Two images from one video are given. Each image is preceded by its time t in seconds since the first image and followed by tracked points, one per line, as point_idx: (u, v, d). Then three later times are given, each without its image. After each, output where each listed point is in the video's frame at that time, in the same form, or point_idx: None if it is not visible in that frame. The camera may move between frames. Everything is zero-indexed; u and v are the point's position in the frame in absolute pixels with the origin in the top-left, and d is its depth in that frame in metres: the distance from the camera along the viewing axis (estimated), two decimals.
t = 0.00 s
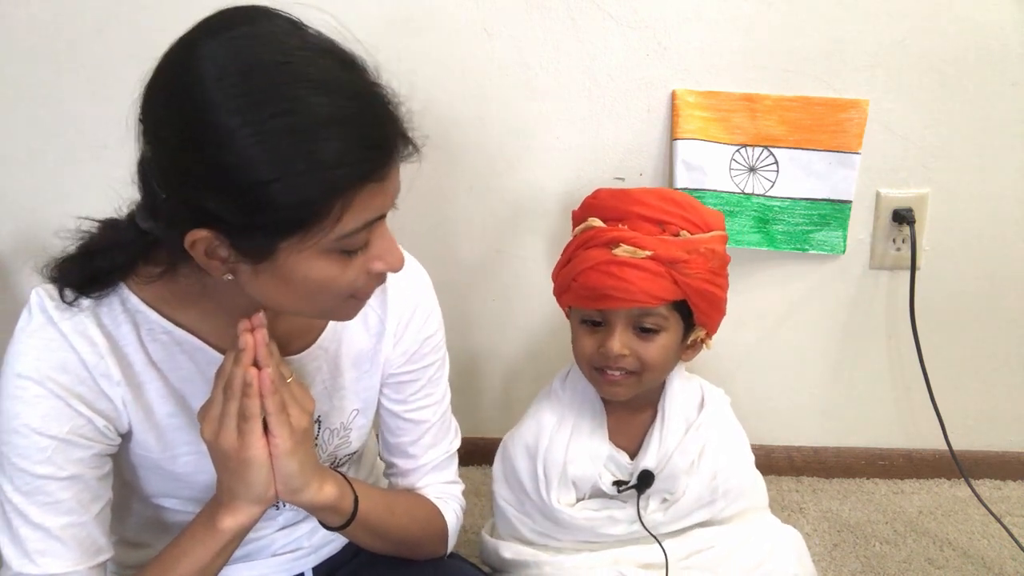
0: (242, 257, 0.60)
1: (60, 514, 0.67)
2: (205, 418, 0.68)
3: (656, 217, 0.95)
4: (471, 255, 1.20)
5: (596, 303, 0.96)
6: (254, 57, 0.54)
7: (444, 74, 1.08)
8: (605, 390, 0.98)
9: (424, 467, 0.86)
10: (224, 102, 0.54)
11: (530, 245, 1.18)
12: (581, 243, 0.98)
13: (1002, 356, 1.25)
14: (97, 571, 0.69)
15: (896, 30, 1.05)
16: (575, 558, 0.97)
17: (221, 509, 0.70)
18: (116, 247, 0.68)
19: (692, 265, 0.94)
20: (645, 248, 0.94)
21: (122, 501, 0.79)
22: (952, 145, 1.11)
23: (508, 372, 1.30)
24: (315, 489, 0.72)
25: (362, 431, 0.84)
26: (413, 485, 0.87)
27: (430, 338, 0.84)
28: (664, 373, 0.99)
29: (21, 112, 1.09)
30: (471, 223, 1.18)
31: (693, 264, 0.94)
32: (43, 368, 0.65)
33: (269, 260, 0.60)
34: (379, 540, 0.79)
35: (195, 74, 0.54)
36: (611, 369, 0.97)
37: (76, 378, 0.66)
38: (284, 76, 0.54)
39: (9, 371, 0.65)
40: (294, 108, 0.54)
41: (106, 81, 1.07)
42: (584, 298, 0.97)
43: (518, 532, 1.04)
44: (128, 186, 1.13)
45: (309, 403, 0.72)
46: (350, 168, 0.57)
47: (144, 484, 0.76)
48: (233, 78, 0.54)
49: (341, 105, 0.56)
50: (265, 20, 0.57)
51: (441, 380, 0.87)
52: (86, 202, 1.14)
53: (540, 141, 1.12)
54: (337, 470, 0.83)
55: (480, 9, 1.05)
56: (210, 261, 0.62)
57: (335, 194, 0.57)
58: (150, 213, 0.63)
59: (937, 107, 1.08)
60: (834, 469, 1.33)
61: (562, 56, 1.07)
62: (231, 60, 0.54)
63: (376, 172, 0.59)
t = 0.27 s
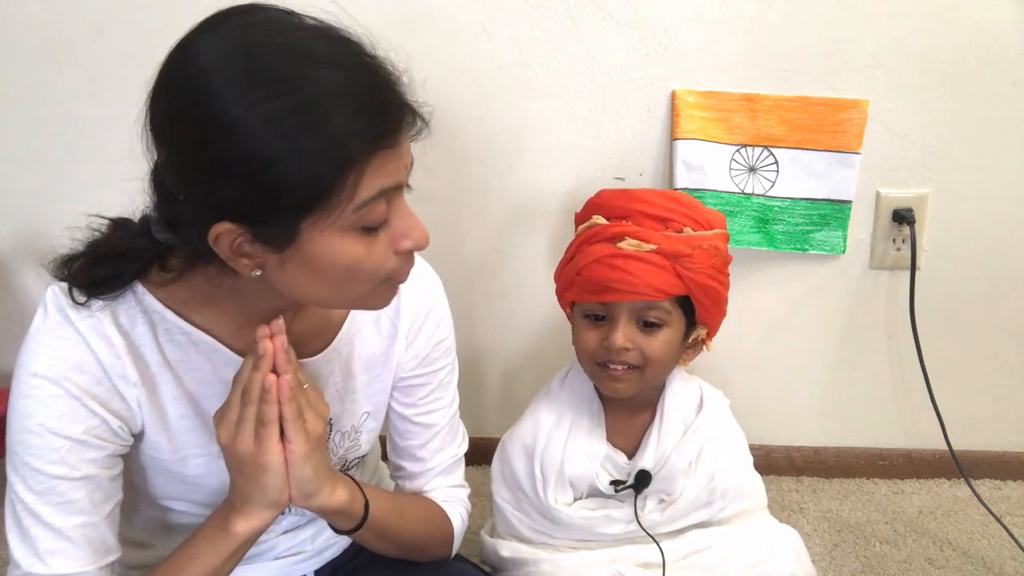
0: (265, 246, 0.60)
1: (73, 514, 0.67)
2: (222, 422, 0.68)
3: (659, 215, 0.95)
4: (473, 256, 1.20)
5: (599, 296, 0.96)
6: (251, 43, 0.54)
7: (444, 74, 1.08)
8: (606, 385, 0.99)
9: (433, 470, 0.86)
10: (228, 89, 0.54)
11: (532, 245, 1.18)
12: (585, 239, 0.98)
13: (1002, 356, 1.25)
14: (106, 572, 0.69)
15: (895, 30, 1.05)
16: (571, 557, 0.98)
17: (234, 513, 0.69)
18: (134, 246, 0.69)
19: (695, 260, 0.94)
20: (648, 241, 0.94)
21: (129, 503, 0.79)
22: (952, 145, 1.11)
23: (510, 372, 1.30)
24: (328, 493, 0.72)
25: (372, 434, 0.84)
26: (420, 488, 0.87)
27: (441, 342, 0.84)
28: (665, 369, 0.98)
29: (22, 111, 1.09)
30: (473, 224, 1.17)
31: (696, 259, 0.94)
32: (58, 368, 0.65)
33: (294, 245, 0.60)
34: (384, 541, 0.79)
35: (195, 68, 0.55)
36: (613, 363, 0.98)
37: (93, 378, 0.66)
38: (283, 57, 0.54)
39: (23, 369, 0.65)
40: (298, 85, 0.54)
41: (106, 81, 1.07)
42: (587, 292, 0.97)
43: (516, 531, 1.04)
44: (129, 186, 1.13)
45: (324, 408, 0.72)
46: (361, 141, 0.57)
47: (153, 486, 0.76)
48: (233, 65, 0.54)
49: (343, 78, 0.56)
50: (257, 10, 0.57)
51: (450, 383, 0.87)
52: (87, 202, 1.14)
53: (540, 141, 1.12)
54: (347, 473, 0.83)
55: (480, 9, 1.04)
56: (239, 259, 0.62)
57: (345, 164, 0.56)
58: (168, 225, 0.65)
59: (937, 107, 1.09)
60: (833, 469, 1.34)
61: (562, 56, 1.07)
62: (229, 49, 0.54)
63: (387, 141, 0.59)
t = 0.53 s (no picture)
0: (273, 249, 0.60)
1: (76, 514, 0.67)
2: (225, 422, 0.68)
3: (656, 215, 0.95)
4: (473, 255, 1.20)
5: (597, 299, 0.96)
6: (269, 48, 0.54)
7: (445, 73, 1.08)
8: (606, 386, 0.99)
9: (435, 471, 0.86)
10: (243, 95, 0.54)
11: (532, 245, 1.18)
12: (583, 241, 0.98)
13: (1001, 356, 1.25)
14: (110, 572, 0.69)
15: (895, 30, 1.05)
16: (571, 558, 0.98)
17: (237, 512, 0.69)
18: (135, 246, 0.68)
19: (694, 261, 0.94)
20: (646, 243, 0.94)
21: (131, 502, 0.79)
22: (952, 145, 1.11)
23: (510, 372, 1.30)
24: (331, 493, 0.72)
25: (374, 434, 0.83)
26: (422, 489, 0.87)
27: (443, 342, 0.84)
28: (665, 369, 0.99)
29: (21, 111, 1.09)
30: (474, 224, 1.18)
31: (695, 259, 0.94)
32: (62, 367, 0.65)
33: (304, 249, 0.60)
34: (386, 541, 0.79)
35: (213, 71, 0.54)
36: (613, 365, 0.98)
37: (96, 378, 0.66)
38: (300, 64, 0.54)
39: (26, 369, 0.65)
40: (313, 94, 0.54)
41: (106, 81, 1.07)
42: (586, 294, 0.97)
43: (517, 533, 1.04)
44: (129, 185, 1.13)
45: (326, 407, 0.72)
46: (372, 151, 0.57)
47: (156, 486, 0.76)
48: (250, 70, 0.54)
49: (359, 88, 0.56)
50: (278, 14, 0.57)
51: (452, 383, 0.87)
52: (87, 202, 1.14)
53: (541, 141, 1.12)
54: (349, 473, 0.83)
55: (481, 9, 1.04)
56: (246, 260, 0.62)
57: (354, 173, 0.56)
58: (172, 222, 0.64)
59: (937, 107, 1.09)
60: (833, 469, 1.34)
61: (562, 56, 1.07)
62: (247, 53, 0.54)
63: (398, 152, 0.59)
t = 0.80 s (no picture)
0: (275, 270, 0.60)
1: (68, 514, 0.67)
2: (216, 420, 0.68)
3: (660, 215, 0.95)
4: (472, 255, 1.20)
5: (602, 301, 0.96)
6: (300, 83, 0.53)
7: (445, 73, 1.08)
8: (610, 388, 0.99)
9: (429, 469, 0.86)
10: (269, 128, 0.53)
11: (531, 245, 1.18)
12: (586, 241, 0.98)
13: (1002, 356, 1.25)
14: (103, 571, 0.69)
15: (895, 30, 1.05)
16: (569, 553, 0.98)
17: (230, 511, 0.69)
18: (124, 249, 0.68)
19: (699, 263, 0.94)
20: (652, 245, 0.94)
21: (126, 501, 0.79)
22: (953, 145, 1.11)
23: (509, 372, 1.30)
24: (323, 491, 0.72)
25: (368, 433, 0.84)
26: (417, 487, 0.87)
27: (436, 341, 0.84)
28: (669, 370, 0.99)
29: (22, 111, 1.09)
30: (473, 224, 1.18)
31: (700, 261, 0.94)
32: (53, 368, 0.65)
33: (303, 275, 0.60)
34: (381, 540, 0.79)
35: (239, 96, 0.54)
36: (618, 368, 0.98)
37: (87, 379, 0.67)
38: (330, 105, 0.54)
39: (18, 370, 0.65)
40: (339, 139, 0.54)
41: (107, 81, 1.07)
42: (590, 296, 0.97)
43: (517, 528, 1.04)
44: (129, 185, 1.14)
45: (316, 404, 0.72)
46: (387, 199, 0.57)
47: (149, 485, 0.76)
48: (278, 104, 0.53)
49: (385, 135, 0.56)
50: (312, 41, 0.56)
51: (445, 382, 0.87)
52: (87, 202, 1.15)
53: (540, 141, 1.12)
54: (342, 471, 0.83)
55: (481, 9, 1.05)
56: (242, 273, 0.62)
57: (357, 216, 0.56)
58: (167, 214, 0.64)
59: (937, 107, 1.08)
60: (834, 469, 1.34)
61: (562, 56, 1.07)
62: (277, 84, 0.53)
63: (411, 197, 0.60)
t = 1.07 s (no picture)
0: (272, 270, 0.60)
1: (67, 513, 0.67)
2: (214, 419, 0.68)
3: (670, 228, 0.94)
4: (472, 255, 1.20)
5: (609, 317, 0.95)
6: (302, 82, 0.53)
7: (445, 74, 1.08)
8: (615, 397, 1.00)
9: (428, 469, 0.86)
10: (269, 125, 0.53)
11: (531, 245, 1.18)
12: (593, 250, 0.96)
13: (1002, 356, 1.25)
14: (101, 570, 0.69)
15: (895, 30, 1.05)
16: (575, 551, 0.98)
17: (228, 510, 0.69)
18: (123, 247, 0.67)
19: (707, 280, 0.94)
20: (661, 263, 0.93)
21: (125, 501, 0.79)
22: (953, 145, 1.10)
23: (509, 371, 1.30)
24: (321, 490, 0.72)
25: (367, 433, 0.84)
26: (416, 487, 0.87)
27: (435, 340, 0.84)
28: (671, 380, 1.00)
29: (22, 111, 1.10)
30: (473, 223, 1.18)
31: (708, 279, 0.94)
32: (52, 367, 0.65)
33: (298, 275, 0.60)
34: (380, 541, 0.79)
35: (241, 93, 0.54)
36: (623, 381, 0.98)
37: (85, 378, 0.67)
38: (331, 105, 0.54)
39: (16, 369, 0.65)
40: (339, 139, 0.54)
41: (107, 81, 1.07)
42: (597, 310, 0.96)
43: (521, 522, 1.04)
44: (129, 185, 1.14)
45: (314, 403, 0.72)
46: (386, 201, 0.57)
47: (148, 485, 0.76)
48: (279, 102, 0.53)
49: (385, 137, 0.56)
50: (315, 41, 0.56)
51: (444, 382, 0.87)
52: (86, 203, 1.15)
53: (540, 141, 1.12)
54: (341, 471, 0.83)
55: (481, 9, 1.05)
56: (235, 270, 0.62)
57: (353, 215, 0.56)
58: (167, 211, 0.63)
59: (937, 107, 1.08)
60: (834, 469, 1.33)
61: (562, 56, 1.07)
62: (279, 81, 0.53)
63: (410, 201, 0.60)
